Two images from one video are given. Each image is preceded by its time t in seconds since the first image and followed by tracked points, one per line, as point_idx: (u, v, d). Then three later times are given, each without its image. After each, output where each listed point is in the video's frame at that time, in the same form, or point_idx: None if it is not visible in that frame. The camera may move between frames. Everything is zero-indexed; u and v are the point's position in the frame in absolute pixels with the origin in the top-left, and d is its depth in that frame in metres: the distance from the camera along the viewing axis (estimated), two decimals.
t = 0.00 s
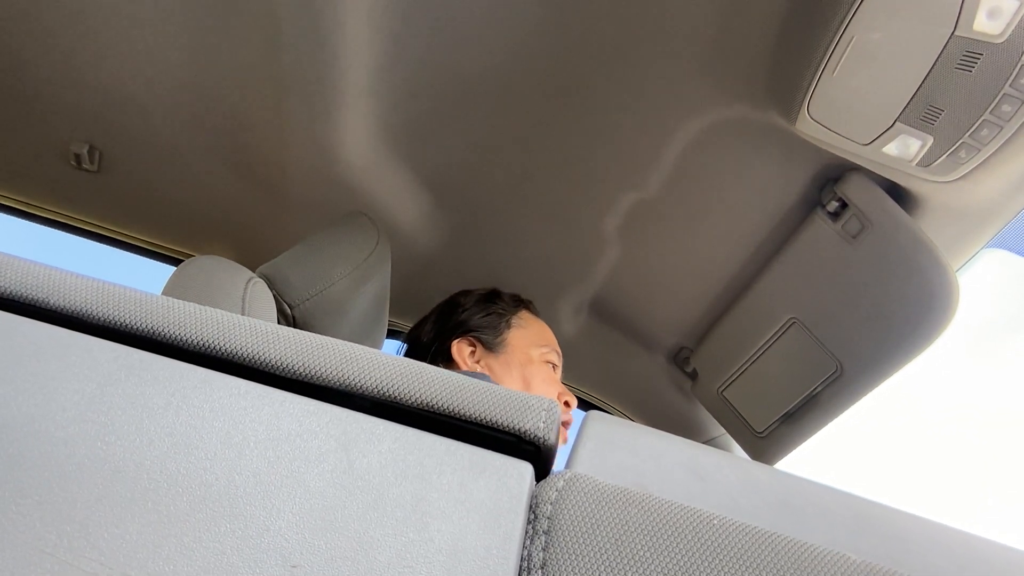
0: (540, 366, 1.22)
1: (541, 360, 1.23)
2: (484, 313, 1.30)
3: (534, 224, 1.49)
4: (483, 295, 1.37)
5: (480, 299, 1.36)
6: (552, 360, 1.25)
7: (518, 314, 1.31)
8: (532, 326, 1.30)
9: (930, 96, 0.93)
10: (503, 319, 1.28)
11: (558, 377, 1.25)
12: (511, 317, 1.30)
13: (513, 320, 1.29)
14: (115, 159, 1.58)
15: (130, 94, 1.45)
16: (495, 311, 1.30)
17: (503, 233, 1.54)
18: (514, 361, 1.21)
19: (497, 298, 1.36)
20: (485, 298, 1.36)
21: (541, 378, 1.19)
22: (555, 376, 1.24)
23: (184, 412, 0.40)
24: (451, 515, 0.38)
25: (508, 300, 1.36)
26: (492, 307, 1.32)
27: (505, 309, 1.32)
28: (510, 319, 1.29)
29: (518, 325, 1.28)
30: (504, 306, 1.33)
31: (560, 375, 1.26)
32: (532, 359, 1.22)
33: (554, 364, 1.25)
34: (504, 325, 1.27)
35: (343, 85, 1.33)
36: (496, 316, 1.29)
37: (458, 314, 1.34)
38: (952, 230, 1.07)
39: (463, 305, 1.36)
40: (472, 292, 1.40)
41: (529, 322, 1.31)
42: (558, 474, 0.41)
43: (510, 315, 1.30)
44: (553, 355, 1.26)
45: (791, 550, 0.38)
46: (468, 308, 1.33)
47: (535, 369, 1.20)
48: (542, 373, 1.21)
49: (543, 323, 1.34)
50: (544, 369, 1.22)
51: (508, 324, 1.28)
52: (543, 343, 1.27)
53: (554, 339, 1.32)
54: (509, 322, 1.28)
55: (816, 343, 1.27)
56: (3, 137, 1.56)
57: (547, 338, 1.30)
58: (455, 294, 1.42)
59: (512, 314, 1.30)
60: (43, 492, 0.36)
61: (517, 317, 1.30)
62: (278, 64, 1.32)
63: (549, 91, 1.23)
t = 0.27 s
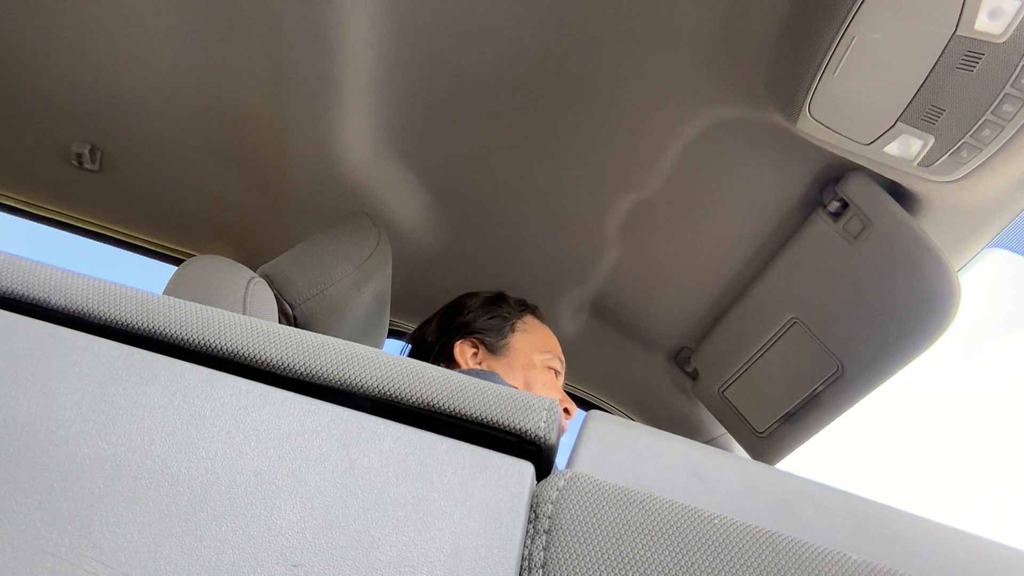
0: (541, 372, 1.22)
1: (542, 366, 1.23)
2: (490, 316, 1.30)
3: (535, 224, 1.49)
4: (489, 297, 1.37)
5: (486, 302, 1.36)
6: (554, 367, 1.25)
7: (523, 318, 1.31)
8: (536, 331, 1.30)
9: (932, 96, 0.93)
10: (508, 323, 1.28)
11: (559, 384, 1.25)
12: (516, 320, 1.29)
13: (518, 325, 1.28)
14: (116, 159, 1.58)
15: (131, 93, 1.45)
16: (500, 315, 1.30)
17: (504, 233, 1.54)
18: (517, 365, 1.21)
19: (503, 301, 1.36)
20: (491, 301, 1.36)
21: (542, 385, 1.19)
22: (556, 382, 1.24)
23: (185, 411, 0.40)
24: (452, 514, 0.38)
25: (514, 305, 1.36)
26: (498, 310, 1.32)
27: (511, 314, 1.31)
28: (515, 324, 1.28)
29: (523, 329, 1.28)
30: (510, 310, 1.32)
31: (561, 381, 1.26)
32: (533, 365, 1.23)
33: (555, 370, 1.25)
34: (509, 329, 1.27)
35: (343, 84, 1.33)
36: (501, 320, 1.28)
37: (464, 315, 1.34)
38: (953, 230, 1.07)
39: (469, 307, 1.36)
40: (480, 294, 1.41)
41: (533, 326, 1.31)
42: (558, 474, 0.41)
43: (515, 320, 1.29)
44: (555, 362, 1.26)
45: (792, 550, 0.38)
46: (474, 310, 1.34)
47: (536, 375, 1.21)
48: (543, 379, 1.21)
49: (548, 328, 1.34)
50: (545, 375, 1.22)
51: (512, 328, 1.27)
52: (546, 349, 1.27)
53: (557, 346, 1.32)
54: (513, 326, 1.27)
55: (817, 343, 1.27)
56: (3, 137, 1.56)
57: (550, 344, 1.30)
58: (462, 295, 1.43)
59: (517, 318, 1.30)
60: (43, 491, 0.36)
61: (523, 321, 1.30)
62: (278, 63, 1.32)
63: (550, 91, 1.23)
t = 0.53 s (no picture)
0: (542, 371, 1.22)
1: (542, 365, 1.23)
2: (489, 315, 1.30)
3: (535, 224, 1.49)
4: (489, 297, 1.37)
5: (486, 301, 1.36)
6: (554, 366, 1.25)
7: (523, 318, 1.31)
8: (537, 331, 1.30)
9: (931, 96, 0.93)
10: (508, 322, 1.28)
11: (561, 383, 1.25)
12: (516, 320, 1.29)
13: (517, 324, 1.28)
14: (115, 159, 1.58)
15: (131, 93, 1.45)
16: (500, 314, 1.30)
17: (504, 233, 1.54)
18: (516, 365, 1.21)
19: (503, 301, 1.36)
20: (491, 300, 1.36)
21: (542, 384, 1.19)
22: (557, 381, 1.24)
23: (185, 412, 0.40)
24: (453, 514, 0.38)
25: (515, 304, 1.36)
26: (497, 309, 1.32)
27: (510, 313, 1.31)
28: (514, 323, 1.28)
29: (522, 328, 1.28)
30: (509, 309, 1.32)
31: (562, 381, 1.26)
32: (533, 364, 1.23)
33: (555, 369, 1.25)
34: (508, 328, 1.27)
35: (343, 84, 1.33)
36: (501, 320, 1.28)
37: (464, 315, 1.34)
38: (953, 230, 1.07)
39: (469, 306, 1.36)
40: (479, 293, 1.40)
41: (533, 326, 1.31)
42: (558, 474, 0.41)
43: (515, 319, 1.29)
44: (556, 361, 1.26)
45: (793, 549, 0.38)
46: (474, 309, 1.34)
47: (536, 375, 1.21)
48: (543, 378, 1.21)
49: (549, 328, 1.34)
50: (545, 374, 1.22)
51: (512, 328, 1.27)
52: (546, 348, 1.27)
53: (559, 345, 1.32)
54: (512, 325, 1.27)
55: (817, 343, 1.27)
56: (3, 137, 1.56)
57: (551, 343, 1.30)
58: (463, 295, 1.43)
59: (517, 318, 1.30)
60: (44, 492, 0.36)
61: (523, 321, 1.30)
62: (278, 63, 1.32)
63: (550, 91, 1.23)
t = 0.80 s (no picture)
0: (536, 367, 1.22)
1: (537, 362, 1.23)
2: (486, 311, 1.30)
3: (536, 224, 1.49)
4: (487, 293, 1.37)
5: (483, 297, 1.36)
6: (550, 363, 1.25)
7: (520, 315, 1.31)
8: (533, 328, 1.29)
9: (934, 96, 0.93)
10: (504, 318, 1.28)
11: (556, 381, 1.24)
12: (513, 317, 1.29)
13: (514, 321, 1.28)
14: (117, 158, 1.58)
15: (132, 93, 1.45)
16: (497, 311, 1.30)
17: (505, 233, 1.54)
18: (510, 361, 1.21)
19: (501, 297, 1.36)
20: (489, 296, 1.36)
21: (536, 381, 1.19)
22: (553, 378, 1.24)
23: (187, 411, 0.40)
24: (454, 514, 0.38)
25: (513, 301, 1.35)
26: (495, 306, 1.32)
27: (507, 310, 1.31)
28: (511, 320, 1.28)
29: (519, 325, 1.28)
30: (507, 306, 1.32)
31: (558, 379, 1.26)
32: (528, 361, 1.22)
33: (552, 367, 1.24)
34: (504, 325, 1.27)
35: (345, 84, 1.33)
36: (497, 316, 1.28)
37: (460, 311, 1.34)
38: (955, 231, 1.07)
39: (466, 302, 1.36)
40: (478, 289, 1.40)
41: (530, 323, 1.30)
42: (560, 474, 0.41)
43: (511, 316, 1.29)
44: (552, 358, 1.26)
45: (794, 549, 0.38)
46: (470, 305, 1.34)
47: (531, 371, 1.20)
48: (537, 375, 1.20)
49: (546, 325, 1.33)
50: (540, 371, 1.22)
51: (508, 324, 1.27)
52: (542, 345, 1.27)
53: (557, 343, 1.31)
54: (509, 322, 1.28)
55: (819, 343, 1.27)
56: (4, 136, 1.56)
57: (548, 340, 1.29)
58: (461, 291, 1.43)
59: (513, 314, 1.30)
60: (46, 491, 0.36)
61: (519, 318, 1.30)
62: (280, 63, 1.32)
63: (552, 91, 1.23)
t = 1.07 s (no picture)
0: (533, 367, 1.22)
1: (534, 361, 1.23)
2: (485, 306, 1.30)
3: (535, 223, 1.49)
4: (488, 287, 1.37)
5: (483, 291, 1.36)
6: (548, 363, 1.25)
7: (520, 312, 1.31)
8: (533, 326, 1.29)
9: (933, 96, 0.93)
10: (503, 315, 1.28)
11: (552, 381, 1.24)
12: (512, 314, 1.29)
13: (513, 318, 1.28)
14: (116, 158, 1.58)
15: (131, 92, 1.45)
16: (496, 307, 1.29)
17: (504, 232, 1.54)
18: (505, 359, 1.21)
19: (502, 292, 1.35)
20: (489, 291, 1.36)
21: (531, 381, 1.19)
22: (549, 378, 1.24)
23: (186, 411, 0.40)
24: (453, 514, 0.38)
25: (513, 296, 1.35)
26: (495, 301, 1.31)
27: (507, 306, 1.31)
28: (510, 317, 1.28)
29: (517, 324, 1.28)
30: (507, 302, 1.32)
31: (555, 378, 1.26)
32: (525, 360, 1.22)
33: (549, 366, 1.24)
34: (503, 323, 1.26)
35: (344, 84, 1.33)
36: (496, 313, 1.28)
37: (460, 304, 1.34)
38: (954, 230, 1.07)
39: (466, 296, 1.36)
40: (479, 283, 1.40)
41: (530, 321, 1.31)
42: (559, 473, 0.41)
43: (512, 313, 1.29)
44: (550, 358, 1.26)
45: (793, 548, 0.38)
46: (470, 300, 1.33)
47: (527, 370, 1.21)
48: (533, 375, 1.21)
49: (546, 323, 1.33)
50: (537, 371, 1.22)
51: (507, 322, 1.27)
52: (541, 344, 1.27)
53: (556, 341, 1.31)
54: (507, 320, 1.27)
55: (817, 342, 1.27)
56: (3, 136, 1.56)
57: (547, 339, 1.29)
58: (461, 283, 1.43)
59: (514, 311, 1.30)
60: (45, 491, 0.36)
61: (518, 315, 1.30)
62: (279, 63, 1.32)
63: (551, 91, 1.23)
